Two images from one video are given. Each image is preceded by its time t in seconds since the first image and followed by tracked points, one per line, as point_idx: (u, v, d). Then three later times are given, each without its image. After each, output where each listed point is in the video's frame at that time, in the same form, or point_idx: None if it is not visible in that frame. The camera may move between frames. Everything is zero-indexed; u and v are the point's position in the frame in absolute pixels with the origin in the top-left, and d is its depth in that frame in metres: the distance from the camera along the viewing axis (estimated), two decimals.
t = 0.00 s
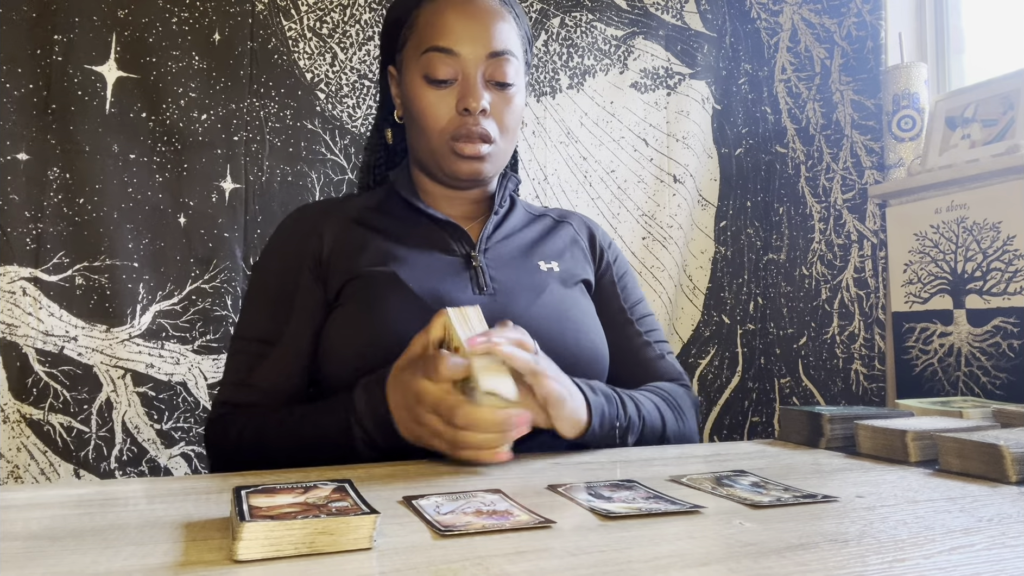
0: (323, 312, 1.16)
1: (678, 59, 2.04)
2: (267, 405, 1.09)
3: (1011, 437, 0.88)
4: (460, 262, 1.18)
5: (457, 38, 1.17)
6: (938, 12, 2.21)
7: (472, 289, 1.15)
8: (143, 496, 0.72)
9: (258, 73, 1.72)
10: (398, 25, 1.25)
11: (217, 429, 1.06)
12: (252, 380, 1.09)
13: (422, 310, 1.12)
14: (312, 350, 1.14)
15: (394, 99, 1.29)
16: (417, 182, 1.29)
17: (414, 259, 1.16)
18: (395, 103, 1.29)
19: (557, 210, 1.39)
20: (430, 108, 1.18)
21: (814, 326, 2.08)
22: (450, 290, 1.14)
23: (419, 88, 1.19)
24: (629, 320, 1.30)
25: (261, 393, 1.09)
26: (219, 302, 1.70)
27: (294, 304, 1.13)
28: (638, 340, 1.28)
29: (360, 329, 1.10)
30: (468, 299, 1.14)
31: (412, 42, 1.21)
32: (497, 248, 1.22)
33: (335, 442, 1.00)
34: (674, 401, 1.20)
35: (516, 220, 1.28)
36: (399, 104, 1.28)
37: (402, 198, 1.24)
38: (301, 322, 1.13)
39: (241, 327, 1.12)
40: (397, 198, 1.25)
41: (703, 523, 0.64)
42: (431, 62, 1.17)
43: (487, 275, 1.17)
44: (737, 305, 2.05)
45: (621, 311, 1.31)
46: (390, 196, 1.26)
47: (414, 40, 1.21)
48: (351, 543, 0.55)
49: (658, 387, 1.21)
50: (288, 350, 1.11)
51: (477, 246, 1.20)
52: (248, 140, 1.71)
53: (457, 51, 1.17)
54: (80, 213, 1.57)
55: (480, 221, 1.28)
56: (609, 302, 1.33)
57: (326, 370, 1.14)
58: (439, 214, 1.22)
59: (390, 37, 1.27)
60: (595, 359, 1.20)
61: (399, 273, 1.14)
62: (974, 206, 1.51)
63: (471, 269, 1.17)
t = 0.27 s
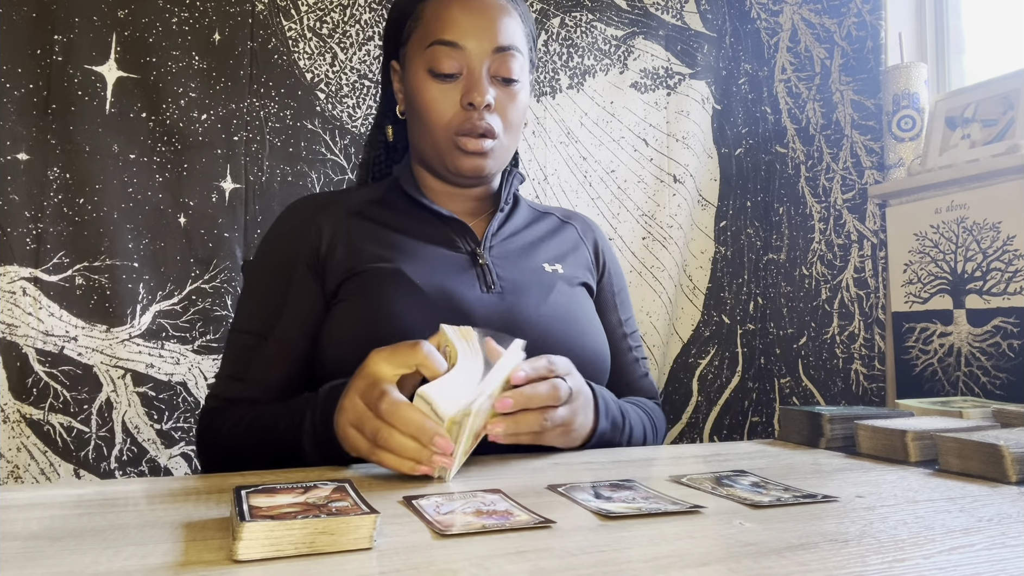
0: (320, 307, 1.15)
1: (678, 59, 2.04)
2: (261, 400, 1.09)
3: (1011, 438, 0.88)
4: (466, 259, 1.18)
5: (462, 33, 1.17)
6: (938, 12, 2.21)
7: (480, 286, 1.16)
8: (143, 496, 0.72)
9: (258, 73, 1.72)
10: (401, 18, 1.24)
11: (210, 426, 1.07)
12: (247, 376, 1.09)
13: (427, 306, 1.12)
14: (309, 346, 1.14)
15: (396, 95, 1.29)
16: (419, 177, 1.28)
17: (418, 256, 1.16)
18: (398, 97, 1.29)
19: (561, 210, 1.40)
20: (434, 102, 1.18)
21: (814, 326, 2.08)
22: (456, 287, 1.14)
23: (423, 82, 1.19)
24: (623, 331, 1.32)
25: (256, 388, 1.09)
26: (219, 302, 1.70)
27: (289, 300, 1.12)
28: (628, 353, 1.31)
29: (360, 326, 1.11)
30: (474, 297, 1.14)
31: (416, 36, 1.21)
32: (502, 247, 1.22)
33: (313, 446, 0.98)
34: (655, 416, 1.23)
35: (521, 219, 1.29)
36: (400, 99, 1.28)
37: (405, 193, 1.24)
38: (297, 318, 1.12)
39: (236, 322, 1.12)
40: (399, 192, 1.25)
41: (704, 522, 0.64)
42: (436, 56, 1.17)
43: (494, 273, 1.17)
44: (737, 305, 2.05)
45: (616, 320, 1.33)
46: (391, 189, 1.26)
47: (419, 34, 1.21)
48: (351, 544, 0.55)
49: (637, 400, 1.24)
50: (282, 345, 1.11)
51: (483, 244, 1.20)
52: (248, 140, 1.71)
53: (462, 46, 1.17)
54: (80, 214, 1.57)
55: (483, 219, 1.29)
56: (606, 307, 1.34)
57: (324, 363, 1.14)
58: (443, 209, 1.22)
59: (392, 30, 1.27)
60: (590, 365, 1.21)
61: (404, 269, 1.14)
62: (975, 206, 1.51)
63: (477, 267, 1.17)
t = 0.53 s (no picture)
0: (319, 308, 1.15)
1: (678, 59, 2.04)
2: (260, 404, 1.09)
3: (1012, 437, 0.88)
4: (468, 258, 1.18)
5: (467, 36, 1.17)
6: (938, 12, 2.21)
7: (484, 285, 1.16)
8: (143, 496, 0.72)
9: (258, 73, 1.72)
10: (406, 18, 1.24)
11: (210, 431, 1.07)
12: (246, 379, 1.09)
13: (428, 305, 1.12)
14: (309, 347, 1.14)
15: (397, 93, 1.29)
16: (419, 177, 1.28)
17: (419, 255, 1.16)
18: (399, 96, 1.29)
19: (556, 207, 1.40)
20: (437, 104, 1.18)
21: (814, 326, 2.08)
22: (458, 286, 1.14)
23: (426, 84, 1.19)
24: (620, 327, 1.33)
25: (255, 392, 1.09)
26: (219, 302, 1.70)
27: (287, 302, 1.12)
28: (625, 348, 1.31)
29: (360, 326, 1.11)
30: (477, 295, 1.14)
31: (421, 38, 1.21)
32: (503, 245, 1.22)
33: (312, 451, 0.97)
34: (656, 413, 1.23)
35: (521, 217, 1.29)
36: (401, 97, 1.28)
37: (405, 193, 1.24)
38: (295, 320, 1.12)
39: (235, 326, 1.12)
40: (399, 192, 1.25)
41: (703, 522, 0.64)
42: (441, 59, 1.17)
43: (496, 272, 1.18)
44: (737, 305, 2.05)
45: (613, 317, 1.34)
46: (391, 189, 1.26)
47: (423, 35, 1.20)
48: (351, 544, 0.55)
49: (637, 395, 1.23)
50: (281, 349, 1.10)
51: (484, 241, 1.20)
52: (248, 140, 1.71)
53: (467, 49, 1.17)
54: (80, 214, 1.57)
55: (484, 218, 1.29)
56: (603, 305, 1.34)
57: (325, 365, 1.14)
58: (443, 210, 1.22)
59: (395, 29, 1.26)
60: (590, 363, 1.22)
61: (406, 268, 1.14)
62: (974, 206, 1.51)
63: (479, 266, 1.18)
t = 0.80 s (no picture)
0: (319, 308, 1.15)
1: (678, 59, 2.04)
2: (260, 406, 1.09)
3: (1011, 437, 0.88)
4: (469, 259, 1.18)
5: (469, 40, 1.17)
6: (938, 12, 2.21)
7: (487, 286, 1.16)
8: (143, 496, 0.72)
9: (258, 73, 1.72)
10: (407, 18, 1.23)
11: (213, 434, 1.07)
12: (246, 382, 1.09)
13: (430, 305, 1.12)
14: (309, 347, 1.14)
15: (397, 91, 1.28)
16: (418, 177, 1.28)
17: (420, 256, 1.16)
18: (398, 96, 1.29)
19: (547, 211, 1.40)
20: (438, 107, 1.18)
21: (814, 326, 2.08)
22: (460, 285, 1.14)
23: (428, 87, 1.19)
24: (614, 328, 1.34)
25: (256, 395, 1.09)
26: (219, 302, 1.70)
27: (286, 304, 1.12)
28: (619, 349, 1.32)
29: (361, 327, 1.11)
30: (482, 296, 1.14)
31: (422, 39, 1.21)
32: (503, 247, 1.23)
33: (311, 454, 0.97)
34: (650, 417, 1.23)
35: (518, 220, 1.29)
36: (401, 97, 1.28)
37: (404, 193, 1.24)
38: (294, 321, 1.12)
39: (235, 328, 1.12)
40: (397, 192, 1.25)
41: (703, 522, 0.64)
42: (442, 62, 1.17)
43: (498, 274, 1.18)
44: (737, 305, 2.05)
45: (608, 318, 1.35)
46: (389, 188, 1.25)
47: (425, 37, 1.20)
48: (351, 544, 0.55)
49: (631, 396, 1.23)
50: (281, 351, 1.10)
51: (484, 243, 1.20)
52: (248, 140, 1.71)
53: (469, 53, 1.17)
54: (80, 214, 1.57)
55: (484, 218, 1.28)
56: (597, 308, 1.35)
57: (325, 366, 1.14)
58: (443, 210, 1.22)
59: (395, 28, 1.25)
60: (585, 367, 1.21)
61: (407, 268, 1.14)
62: (975, 206, 1.51)
63: (481, 267, 1.18)
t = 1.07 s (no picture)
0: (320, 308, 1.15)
1: (678, 59, 2.04)
2: (263, 408, 1.09)
3: (1012, 438, 0.88)
4: (468, 259, 1.19)
5: (469, 41, 1.17)
6: (938, 12, 2.21)
7: (486, 284, 1.16)
8: (143, 496, 0.72)
9: (258, 73, 1.72)
10: (407, 19, 1.24)
11: (214, 435, 1.06)
12: (247, 382, 1.08)
13: (430, 304, 1.12)
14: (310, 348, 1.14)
15: (396, 92, 1.29)
16: (417, 178, 1.28)
17: (420, 256, 1.16)
18: (398, 96, 1.29)
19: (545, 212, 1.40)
20: (438, 107, 1.18)
21: (814, 326, 2.08)
22: (460, 285, 1.14)
23: (427, 87, 1.19)
24: (614, 327, 1.34)
25: (259, 396, 1.08)
26: (219, 302, 1.70)
27: (287, 303, 1.11)
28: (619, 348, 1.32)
29: (363, 326, 1.11)
30: (479, 295, 1.14)
31: (422, 39, 1.21)
32: (502, 247, 1.23)
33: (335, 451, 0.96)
34: (650, 414, 1.22)
35: (516, 220, 1.30)
36: (400, 97, 1.28)
37: (403, 193, 1.24)
38: (296, 321, 1.12)
39: (236, 329, 1.11)
40: (397, 192, 1.25)
41: (703, 522, 0.64)
42: (442, 62, 1.17)
43: (497, 273, 1.18)
44: (737, 305, 2.05)
45: (608, 317, 1.34)
46: (389, 190, 1.26)
47: (424, 38, 1.20)
48: (351, 544, 0.55)
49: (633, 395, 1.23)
50: (283, 351, 1.10)
51: (483, 243, 1.21)
52: (248, 140, 1.71)
53: (469, 54, 1.17)
54: (80, 214, 1.57)
55: (482, 219, 1.28)
56: (597, 308, 1.35)
57: (326, 367, 1.14)
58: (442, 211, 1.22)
59: (394, 28, 1.26)
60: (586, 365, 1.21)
61: (407, 268, 1.14)
62: (975, 206, 1.51)
63: (480, 266, 1.18)
